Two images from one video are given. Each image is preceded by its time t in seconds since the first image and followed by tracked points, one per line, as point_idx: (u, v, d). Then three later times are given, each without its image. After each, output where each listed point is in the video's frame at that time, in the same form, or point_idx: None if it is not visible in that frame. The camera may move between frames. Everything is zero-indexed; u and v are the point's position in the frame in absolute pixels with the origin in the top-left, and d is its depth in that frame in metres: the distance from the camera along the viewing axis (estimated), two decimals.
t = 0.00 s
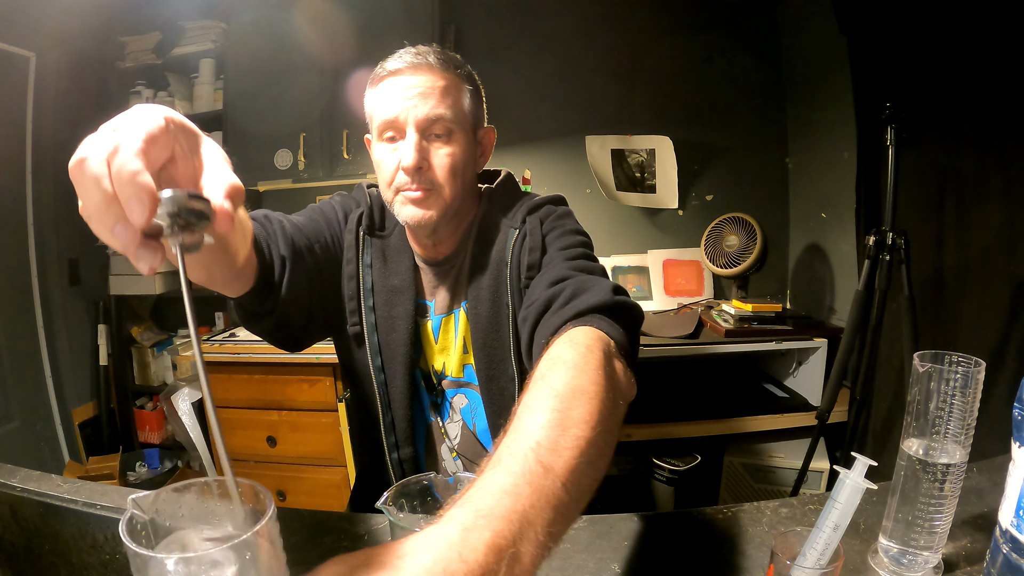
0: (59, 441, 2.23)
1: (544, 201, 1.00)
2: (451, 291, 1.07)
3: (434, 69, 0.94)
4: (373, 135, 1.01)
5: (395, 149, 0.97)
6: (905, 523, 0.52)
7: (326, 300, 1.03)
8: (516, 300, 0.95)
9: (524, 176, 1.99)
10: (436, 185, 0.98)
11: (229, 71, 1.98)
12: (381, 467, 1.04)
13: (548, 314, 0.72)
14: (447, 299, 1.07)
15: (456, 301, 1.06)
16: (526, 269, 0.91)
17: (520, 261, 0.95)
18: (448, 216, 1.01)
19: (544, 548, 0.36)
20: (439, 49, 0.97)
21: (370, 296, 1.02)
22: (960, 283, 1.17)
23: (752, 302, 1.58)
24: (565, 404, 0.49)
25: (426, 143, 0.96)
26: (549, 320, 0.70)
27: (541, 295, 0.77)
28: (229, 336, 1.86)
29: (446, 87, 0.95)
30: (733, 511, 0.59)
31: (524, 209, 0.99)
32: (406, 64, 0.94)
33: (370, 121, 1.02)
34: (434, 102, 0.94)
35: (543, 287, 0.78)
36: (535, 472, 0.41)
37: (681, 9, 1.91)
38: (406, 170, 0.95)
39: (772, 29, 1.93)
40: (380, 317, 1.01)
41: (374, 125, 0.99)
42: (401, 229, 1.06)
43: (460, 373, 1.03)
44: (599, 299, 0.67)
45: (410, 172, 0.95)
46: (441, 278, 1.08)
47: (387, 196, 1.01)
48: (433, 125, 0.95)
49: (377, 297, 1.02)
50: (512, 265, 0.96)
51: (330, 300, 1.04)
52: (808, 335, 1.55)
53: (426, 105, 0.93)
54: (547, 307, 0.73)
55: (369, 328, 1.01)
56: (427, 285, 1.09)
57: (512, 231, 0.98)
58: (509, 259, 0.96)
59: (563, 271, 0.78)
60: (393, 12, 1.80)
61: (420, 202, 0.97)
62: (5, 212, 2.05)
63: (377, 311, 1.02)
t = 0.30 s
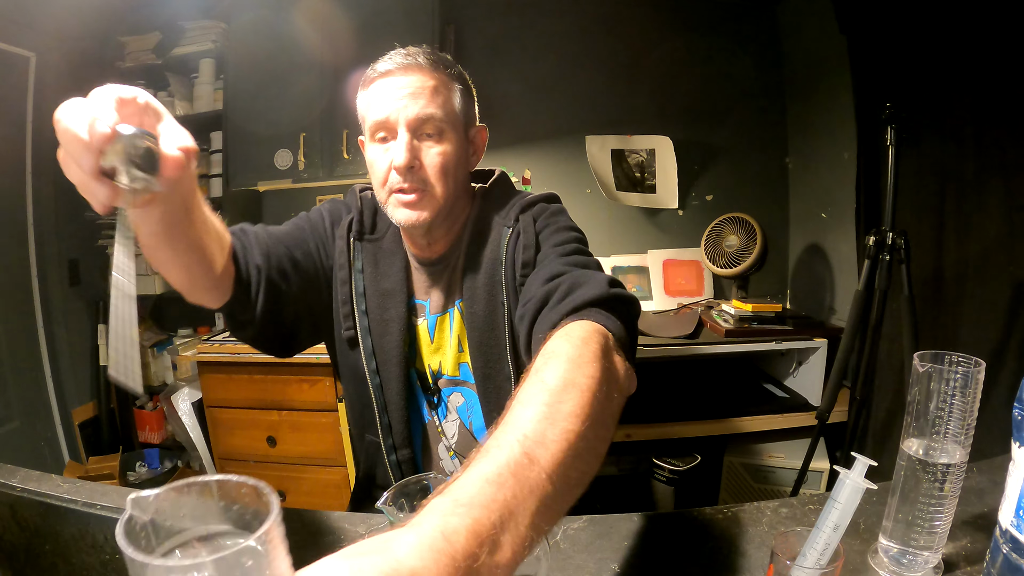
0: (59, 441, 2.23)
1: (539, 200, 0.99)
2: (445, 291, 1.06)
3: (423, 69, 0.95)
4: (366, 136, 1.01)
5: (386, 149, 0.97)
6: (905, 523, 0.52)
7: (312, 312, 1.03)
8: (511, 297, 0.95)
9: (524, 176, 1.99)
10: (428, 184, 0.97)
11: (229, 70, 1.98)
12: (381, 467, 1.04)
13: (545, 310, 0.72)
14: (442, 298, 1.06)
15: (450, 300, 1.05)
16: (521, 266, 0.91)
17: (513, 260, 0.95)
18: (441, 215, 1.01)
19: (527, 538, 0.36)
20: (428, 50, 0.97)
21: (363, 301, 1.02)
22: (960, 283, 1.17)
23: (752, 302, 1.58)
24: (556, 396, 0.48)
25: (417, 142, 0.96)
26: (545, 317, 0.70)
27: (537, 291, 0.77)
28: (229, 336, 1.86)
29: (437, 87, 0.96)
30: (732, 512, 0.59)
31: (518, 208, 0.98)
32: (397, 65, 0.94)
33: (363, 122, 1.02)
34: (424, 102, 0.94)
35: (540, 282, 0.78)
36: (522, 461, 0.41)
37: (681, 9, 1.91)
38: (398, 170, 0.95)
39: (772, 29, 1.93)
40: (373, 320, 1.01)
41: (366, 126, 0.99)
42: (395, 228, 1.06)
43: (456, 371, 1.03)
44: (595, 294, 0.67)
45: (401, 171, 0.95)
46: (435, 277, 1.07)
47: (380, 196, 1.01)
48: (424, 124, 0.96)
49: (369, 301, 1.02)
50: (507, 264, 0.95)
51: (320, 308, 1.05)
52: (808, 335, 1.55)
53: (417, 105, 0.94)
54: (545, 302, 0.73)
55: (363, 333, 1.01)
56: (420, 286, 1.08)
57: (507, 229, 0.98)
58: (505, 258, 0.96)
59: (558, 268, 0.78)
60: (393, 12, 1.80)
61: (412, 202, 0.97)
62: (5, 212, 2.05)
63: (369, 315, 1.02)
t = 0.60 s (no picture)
0: (59, 440, 2.23)
1: (539, 198, 1.00)
2: (446, 289, 1.07)
3: (425, 73, 0.94)
4: (366, 139, 1.00)
5: (389, 153, 0.97)
6: (905, 523, 0.52)
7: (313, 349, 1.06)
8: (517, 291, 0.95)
9: (524, 176, 1.99)
10: (431, 187, 0.99)
11: (229, 70, 1.98)
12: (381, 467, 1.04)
13: (571, 293, 0.70)
14: (443, 297, 1.06)
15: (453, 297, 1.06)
16: (531, 261, 0.90)
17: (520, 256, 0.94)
18: (444, 216, 1.02)
19: (589, 434, 0.30)
20: (428, 51, 0.96)
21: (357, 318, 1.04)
22: (960, 283, 1.17)
23: (752, 303, 1.57)
24: (604, 335, 0.43)
25: (420, 146, 0.97)
26: (568, 304, 0.70)
27: (557, 278, 0.77)
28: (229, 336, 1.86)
29: (438, 91, 0.95)
30: (733, 511, 0.59)
31: (521, 206, 0.98)
32: (398, 68, 0.93)
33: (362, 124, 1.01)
34: (427, 106, 0.94)
35: (560, 270, 0.78)
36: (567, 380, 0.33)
37: (681, 9, 1.91)
38: (402, 174, 0.96)
39: (772, 29, 1.93)
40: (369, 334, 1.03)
41: (367, 128, 0.99)
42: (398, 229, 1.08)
43: (456, 370, 1.04)
44: (619, 280, 0.65)
45: (406, 175, 0.96)
46: (438, 274, 1.08)
47: (383, 199, 1.02)
48: (426, 127, 0.96)
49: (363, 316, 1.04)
50: (514, 261, 0.95)
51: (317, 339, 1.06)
52: (808, 335, 1.55)
53: (419, 109, 0.93)
54: (571, 285, 0.72)
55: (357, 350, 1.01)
56: (420, 286, 1.09)
57: (510, 230, 0.98)
58: (512, 257, 0.95)
59: (576, 258, 0.77)
60: (393, 12, 1.80)
61: (416, 206, 0.99)
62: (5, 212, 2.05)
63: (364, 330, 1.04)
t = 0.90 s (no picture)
0: (59, 440, 2.22)
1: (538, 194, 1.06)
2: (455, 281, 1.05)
3: (423, 80, 0.96)
4: (371, 147, 1.02)
5: (396, 157, 0.99)
6: (905, 523, 0.52)
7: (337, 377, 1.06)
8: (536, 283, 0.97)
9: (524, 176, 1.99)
10: (439, 187, 1.00)
11: (229, 70, 1.98)
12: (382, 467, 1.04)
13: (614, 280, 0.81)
14: (451, 292, 1.04)
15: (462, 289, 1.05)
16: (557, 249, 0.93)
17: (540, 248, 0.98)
18: (449, 215, 1.03)
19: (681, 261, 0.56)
20: (423, 59, 0.99)
21: (356, 331, 1.01)
22: (959, 283, 1.17)
23: (752, 303, 1.58)
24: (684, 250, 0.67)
25: (425, 150, 0.99)
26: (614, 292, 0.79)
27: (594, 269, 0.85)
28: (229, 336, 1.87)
29: (438, 96, 0.98)
30: (733, 512, 0.59)
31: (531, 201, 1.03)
32: (397, 78, 0.96)
33: (366, 133, 1.03)
34: (428, 111, 0.97)
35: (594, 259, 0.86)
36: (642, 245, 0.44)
37: (681, 9, 1.91)
38: (411, 177, 0.97)
39: (772, 29, 1.93)
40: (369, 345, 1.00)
41: (373, 137, 1.01)
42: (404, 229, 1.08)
43: (467, 361, 1.02)
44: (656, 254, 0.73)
45: (415, 177, 0.97)
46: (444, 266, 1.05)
47: (391, 202, 1.03)
48: (428, 131, 0.98)
49: (362, 328, 1.00)
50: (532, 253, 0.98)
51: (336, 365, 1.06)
52: (808, 335, 1.55)
53: (421, 115, 0.96)
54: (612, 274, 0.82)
55: (362, 363, 0.99)
56: (426, 281, 1.06)
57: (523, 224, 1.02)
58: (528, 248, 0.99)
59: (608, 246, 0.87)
60: (393, 12, 1.80)
61: (424, 205, 0.99)
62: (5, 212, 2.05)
63: (364, 342, 1.00)
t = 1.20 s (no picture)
0: (59, 440, 2.22)
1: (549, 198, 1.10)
2: (466, 276, 1.07)
3: (437, 90, 0.97)
4: (386, 154, 1.02)
5: (412, 165, 0.99)
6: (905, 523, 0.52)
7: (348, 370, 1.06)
8: (550, 285, 1.02)
9: (524, 176, 1.99)
10: (454, 191, 1.01)
11: (229, 70, 1.98)
12: (383, 467, 1.04)
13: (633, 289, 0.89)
14: (462, 285, 1.07)
15: (477, 283, 1.08)
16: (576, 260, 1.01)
17: (557, 255, 1.04)
18: (462, 219, 1.04)
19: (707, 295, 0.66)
20: (435, 69, 0.99)
21: (369, 324, 1.02)
22: (960, 283, 1.17)
23: (752, 303, 1.60)
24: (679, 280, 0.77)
25: (439, 157, 1.00)
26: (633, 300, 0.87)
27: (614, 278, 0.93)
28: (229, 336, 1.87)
29: (451, 104, 0.99)
30: (733, 512, 0.59)
31: (544, 205, 1.07)
32: (411, 89, 0.96)
33: (379, 139, 1.03)
34: (443, 120, 0.98)
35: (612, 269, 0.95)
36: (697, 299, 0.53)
37: (680, 9, 1.91)
38: (428, 183, 0.98)
39: (772, 29, 1.93)
40: (382, 339, 1.02)
41: (388, 144, 1.00)
42: (416, 227, 1.07)
43: (477, 354, 1.05)
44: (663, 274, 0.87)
45: (431, 184, 0.98)
46: (455, 263, 1.07)
47: (404, 207, 1.02)
48: (442, 139, 0.99)
49: (375, 322, 1.02)
50: (548, 257, 1.03)
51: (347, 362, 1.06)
52: (808, 335, 1.55)
53: (436, 124, 0.97)
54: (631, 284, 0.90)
55: (373, 355, 1.01)
56: (436, 276, 1.07)
57: (540, 229, 1.04)
58: (543, 255, 1.02)
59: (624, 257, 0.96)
60: (393, 12, 1.80)
61: (441, 210, 0.99)
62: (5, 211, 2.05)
63: (377, 336, 1.02)
